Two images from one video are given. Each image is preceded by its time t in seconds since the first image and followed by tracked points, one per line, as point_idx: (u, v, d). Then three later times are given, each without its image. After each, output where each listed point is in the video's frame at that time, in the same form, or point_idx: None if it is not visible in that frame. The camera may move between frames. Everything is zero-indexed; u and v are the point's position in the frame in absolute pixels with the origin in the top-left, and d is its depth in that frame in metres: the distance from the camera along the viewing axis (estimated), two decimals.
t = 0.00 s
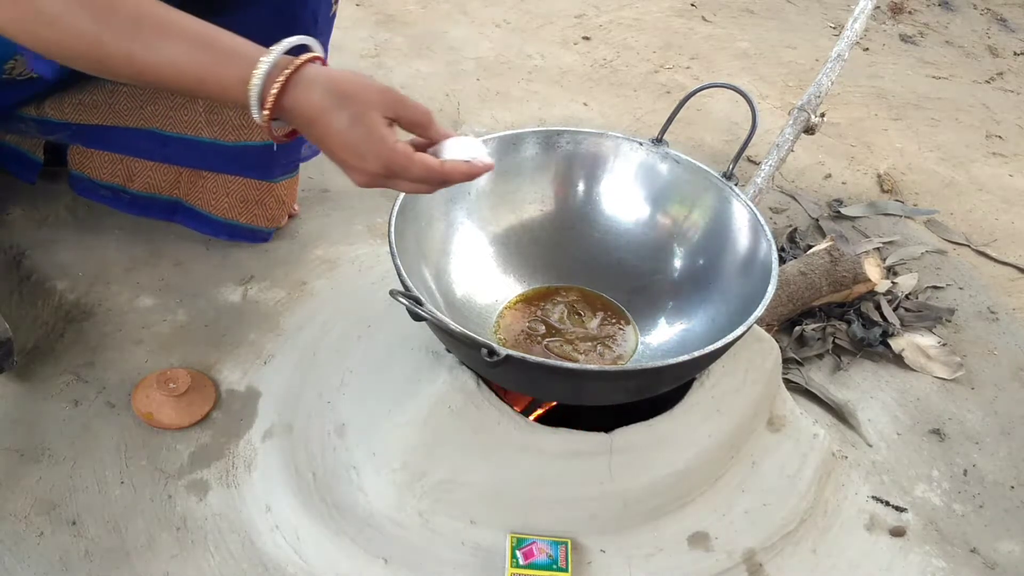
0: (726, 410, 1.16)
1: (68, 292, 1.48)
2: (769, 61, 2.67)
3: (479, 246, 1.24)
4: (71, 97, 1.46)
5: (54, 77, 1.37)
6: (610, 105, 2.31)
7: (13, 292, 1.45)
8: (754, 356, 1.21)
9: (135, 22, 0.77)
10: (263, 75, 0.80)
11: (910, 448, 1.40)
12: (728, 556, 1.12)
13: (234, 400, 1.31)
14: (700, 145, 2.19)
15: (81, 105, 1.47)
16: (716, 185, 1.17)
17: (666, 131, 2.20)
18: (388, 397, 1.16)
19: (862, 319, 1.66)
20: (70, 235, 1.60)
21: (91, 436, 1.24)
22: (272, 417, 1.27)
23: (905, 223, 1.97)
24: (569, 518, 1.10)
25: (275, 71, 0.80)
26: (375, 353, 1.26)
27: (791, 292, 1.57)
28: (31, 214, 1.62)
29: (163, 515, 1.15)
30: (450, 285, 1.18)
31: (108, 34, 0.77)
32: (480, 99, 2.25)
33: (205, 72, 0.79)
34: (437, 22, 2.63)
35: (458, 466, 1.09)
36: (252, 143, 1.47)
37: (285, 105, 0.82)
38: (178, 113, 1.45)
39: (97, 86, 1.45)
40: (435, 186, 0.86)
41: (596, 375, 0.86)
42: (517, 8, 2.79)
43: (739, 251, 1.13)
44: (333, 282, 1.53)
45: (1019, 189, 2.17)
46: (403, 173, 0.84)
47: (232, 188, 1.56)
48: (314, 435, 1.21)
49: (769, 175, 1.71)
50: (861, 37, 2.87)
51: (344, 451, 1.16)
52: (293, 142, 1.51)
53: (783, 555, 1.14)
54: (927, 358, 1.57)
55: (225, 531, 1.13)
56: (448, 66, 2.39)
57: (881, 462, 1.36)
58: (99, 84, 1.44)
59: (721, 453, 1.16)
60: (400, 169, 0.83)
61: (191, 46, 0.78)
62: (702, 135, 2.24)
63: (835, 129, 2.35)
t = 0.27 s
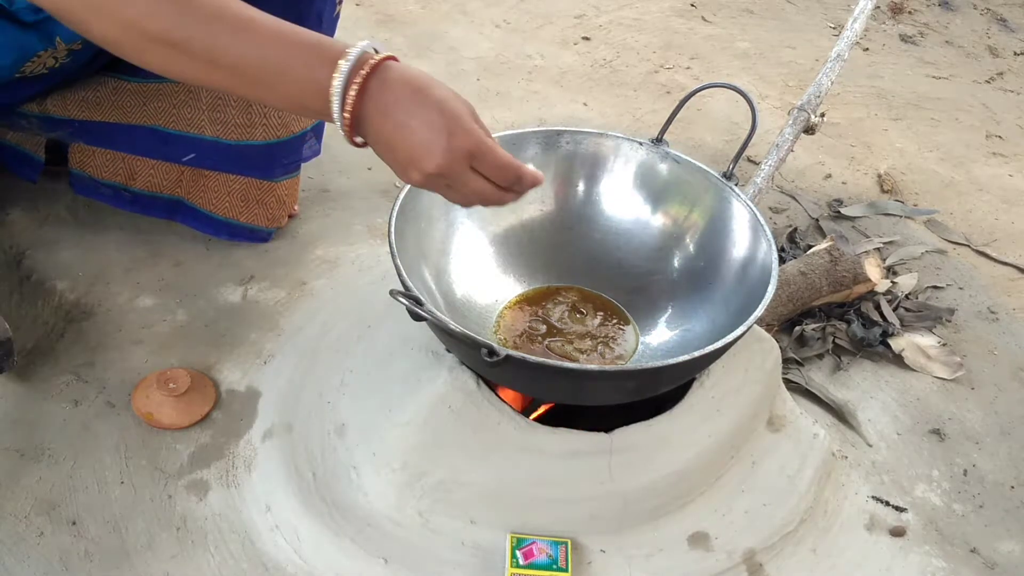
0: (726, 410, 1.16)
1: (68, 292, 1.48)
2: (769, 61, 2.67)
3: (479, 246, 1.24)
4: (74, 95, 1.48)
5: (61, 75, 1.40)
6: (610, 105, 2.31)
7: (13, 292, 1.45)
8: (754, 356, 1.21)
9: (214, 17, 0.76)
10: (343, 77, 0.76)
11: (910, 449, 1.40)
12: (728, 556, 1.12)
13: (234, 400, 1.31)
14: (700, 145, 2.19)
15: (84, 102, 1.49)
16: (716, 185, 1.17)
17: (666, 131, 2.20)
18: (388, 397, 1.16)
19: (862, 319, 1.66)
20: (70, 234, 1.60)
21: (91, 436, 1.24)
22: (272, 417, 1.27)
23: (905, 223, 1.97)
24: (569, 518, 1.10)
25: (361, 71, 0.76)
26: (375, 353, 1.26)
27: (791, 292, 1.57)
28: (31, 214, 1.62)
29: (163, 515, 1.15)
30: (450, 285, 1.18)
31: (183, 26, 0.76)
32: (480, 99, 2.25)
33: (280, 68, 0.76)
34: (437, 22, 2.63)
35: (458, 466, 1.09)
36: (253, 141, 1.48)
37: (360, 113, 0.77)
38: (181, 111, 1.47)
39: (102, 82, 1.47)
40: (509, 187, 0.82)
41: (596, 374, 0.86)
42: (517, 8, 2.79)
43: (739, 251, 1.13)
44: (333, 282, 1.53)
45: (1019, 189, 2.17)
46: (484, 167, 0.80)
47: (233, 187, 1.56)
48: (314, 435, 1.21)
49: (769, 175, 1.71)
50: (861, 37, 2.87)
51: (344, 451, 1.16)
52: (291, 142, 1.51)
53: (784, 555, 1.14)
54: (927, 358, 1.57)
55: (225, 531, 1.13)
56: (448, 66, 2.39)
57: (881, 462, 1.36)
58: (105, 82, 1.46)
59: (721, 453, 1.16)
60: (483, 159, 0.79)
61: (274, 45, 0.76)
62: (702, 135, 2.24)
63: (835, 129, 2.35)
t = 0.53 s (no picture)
0: (726, 410, 1.16)
1: (68, 292, 1.48)
2: (769, 61, 2.67)
3: (479, 246, 1.24)
4: (75, 92, 1.49)
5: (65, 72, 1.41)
6: (610, 105, 2.31)
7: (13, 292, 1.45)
8: (755, 356, 1.21)
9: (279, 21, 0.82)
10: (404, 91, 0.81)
11: (910, 449, 1.40)
12: (728, 556, 1.12)
13: (233, 400, 1.31)
14: (700, 145, 2.19)
15: (85, 100, 1.49)
16: (716, 185, 1.17)
17: (666, 131, 2.20)
18: (388, 397, 1.16)
19: (862, 319, 1.66)
20: (70, 234, 1.60)
21: (91, 436, 1.24)
22: (272, 417, 1.27)
23: (905, 223, 1.97)
24: (569, 517, 1.10)
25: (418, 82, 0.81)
26: (375, 353, 1.26)
27: (791, 292, 1.57)
28: (31, 214, 1.62)
29: (163, 515, 1.15)
30: (450, 285, 1.18)
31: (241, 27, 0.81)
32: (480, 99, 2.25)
33: (327, 72, 0.81)
34: (437, 21, 2.63)
35: (458, 466, 1.09)
36: (253, 140, 1.48)
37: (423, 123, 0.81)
38: (182, 108, 1.47)
39: (104, 79, 1.48)
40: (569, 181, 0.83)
41: (597, 374, 0.86)
42: (517, 8, 2.79)
43: (740, 251, 1.13)
44: (333, 282, 1.53)
45: (1019, 189, 2.17)
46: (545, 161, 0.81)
47: (234, 185, 1.56)
48: (314, 435, 1.21)
49: (769, 175, 1.71)
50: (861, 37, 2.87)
51: (344, 451, 1.16)
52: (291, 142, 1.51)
53: (783, 555, 1.14)
54: (927, 358, 1.57)
55: (225, 531, 1.13)
56: (448, 66, 2.38)
57: (881, 462, 1.36)
58: (107, 79, 1.48)
59: (721, 453, 1.16)
60: (545, 152, 0.81)
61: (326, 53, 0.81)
62: (702, 135, 2.24)
63: (835, 129, 2.35)
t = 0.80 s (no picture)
0: (726, 410, 1.16)
1: (68, 292, 1.48)
2: (769, 61, 2.67)
3: (479, 245, 1.24)
4: (75, 92, 1.50)
5: (65, 72, 1.42)
6: (610, 105, 2.31)
7: (13, 292, 1.45)
8: (755, 356, 1.21)
9: None
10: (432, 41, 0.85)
11: (910, 449, 1.40)
12: (728, 556, 1.12)
13: (234, 400, 1.31)
14: (700, 145, 2.19)
15: (85, 99, 1.51)
16: (716, 185, 1.17)
17: (666, 131, 2.20)
18: (387, 397, 1.16)
19: (862, 319, 1.66)
20: (70, 234, 1.60)
21: (91, 436, 1.24)
22: (272, 417, 1.27)
23: (904, 223, 1.97)
24: (569, 518, 1.10)
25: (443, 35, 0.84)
26: (375, 353, 1.26)
27: (791, 292, 1.57)
28: (30, 214, 1.62)
29: (163, 515, 1.15)
30: (450, 285, 1.18)
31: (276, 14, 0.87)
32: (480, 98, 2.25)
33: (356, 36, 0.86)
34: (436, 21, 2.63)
35: (458, 466, 1.09)
36: (252, 138, 1.49)
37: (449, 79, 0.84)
38: (182, 107, 1.49)
39: (105, 79, 1.50)
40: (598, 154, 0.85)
41: (596, 374, 0.86)
42: (517, 8, 2.79)
43: (740, 251, 1.13)
44: (333, 282, 1.53)
45: (1019, 189, 2.17)
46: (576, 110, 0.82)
47: (234, 184, 1.56)
48: (314, 435, 1.21)
49: (769, 175, 1.71)
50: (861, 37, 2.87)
51: (344, 451, 1.16)
52: (291, 141, 1.52)
53: (784, 555, 1.14)
54: (927, 358, 1.57)
55: (225, 531, 1.13)
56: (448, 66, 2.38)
57: (881, 462, 1.36)
58: (106, 79, 1.50)
59: (721, 453, 1.16)
60: (576, 106, 0.82)
61: (354, 17, 0.87)
62: (702, 135, 2.24)
63: (835, 129, 2.35)
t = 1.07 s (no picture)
0: (726, 410, 1.16)
1: (68, 292, 1.48)
2: (769, 61, 2.67)
3: (479, 245, 1.24)
4: (73, 95, 1.48)
5: (61, 74, 1.39)
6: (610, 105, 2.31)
7: (13, 292, 1.45)
8: (755, 356, 1.21)
9: None
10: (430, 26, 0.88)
11: (910, 449, 1.40)
12: (728, 556, 1.12)
13: (234, 400, 1.31)
14: (700, 145, 2.19)
15: (84, 101, 1.49)
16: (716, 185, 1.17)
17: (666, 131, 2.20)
18: (387, 397, 1.16)
19: (862, 319, 1.66)
20: (70, 234, 1.60)
21: (91, 436, 1.24)
22: (272, 417, 1.27)
23: (904, 223, 1.97)
24: (569, 518, 1.10)
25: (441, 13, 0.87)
26: (375, 353, 1.26)
27: (791, 292, 1.57)
28: (30, 213, 1.62)
29: (163, 515, 1.15)
30: (450, 285, 1.18)
31: None
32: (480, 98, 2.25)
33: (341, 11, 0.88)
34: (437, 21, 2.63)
35: (458, 466, 1.09)
36: (252, 138, 1.49)
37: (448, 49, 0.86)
38: (182, 109, 1.48)
39: (102, 83, 1.46)
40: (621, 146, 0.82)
41: (596, 374, 0.86)
42: (517, 8, 2.79)
43: (740, 251, 1.13)
44: (333, 282, 1.53)
45: (1019, 189, 2.17)
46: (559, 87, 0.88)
47: (234, 184, 1.56)
48: (314, 435, 1.21)
49: (769, 175, 1.71)
50: (861, 37, 2.87)
51: (344, 451, 1.16)
52: (291, 140, 1.52)
53: (783, 554, 1.14)
54: (927, 358, 1.57)
55: (225, 531, 1.13)
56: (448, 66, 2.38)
57: (881, 462, 1.36)
58: (106, 81, 1.46)
59: (721, 453, 1.16)
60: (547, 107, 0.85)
61: None
62: (702, 135, 2.24)
63: (835, 129, 2.35)
